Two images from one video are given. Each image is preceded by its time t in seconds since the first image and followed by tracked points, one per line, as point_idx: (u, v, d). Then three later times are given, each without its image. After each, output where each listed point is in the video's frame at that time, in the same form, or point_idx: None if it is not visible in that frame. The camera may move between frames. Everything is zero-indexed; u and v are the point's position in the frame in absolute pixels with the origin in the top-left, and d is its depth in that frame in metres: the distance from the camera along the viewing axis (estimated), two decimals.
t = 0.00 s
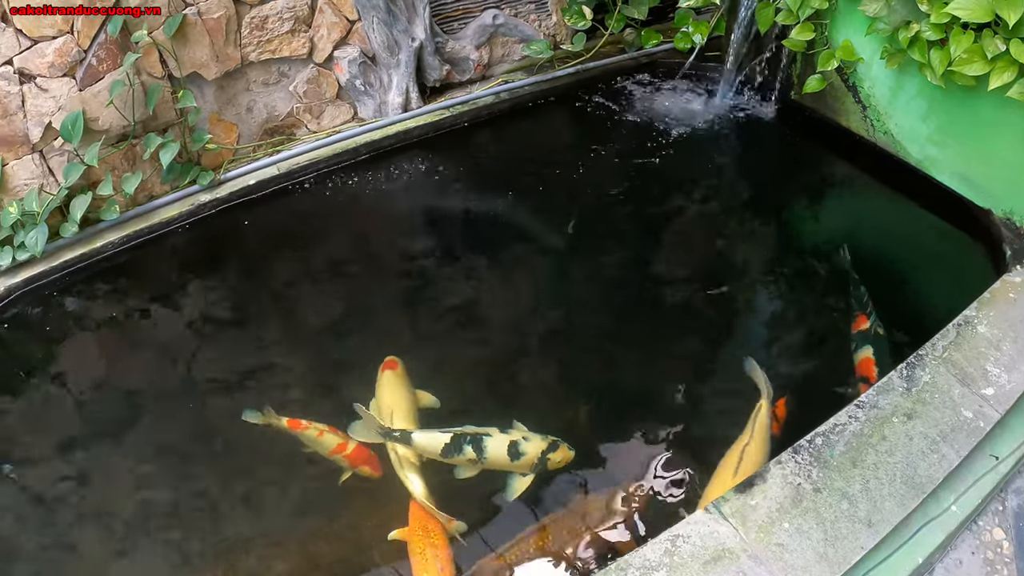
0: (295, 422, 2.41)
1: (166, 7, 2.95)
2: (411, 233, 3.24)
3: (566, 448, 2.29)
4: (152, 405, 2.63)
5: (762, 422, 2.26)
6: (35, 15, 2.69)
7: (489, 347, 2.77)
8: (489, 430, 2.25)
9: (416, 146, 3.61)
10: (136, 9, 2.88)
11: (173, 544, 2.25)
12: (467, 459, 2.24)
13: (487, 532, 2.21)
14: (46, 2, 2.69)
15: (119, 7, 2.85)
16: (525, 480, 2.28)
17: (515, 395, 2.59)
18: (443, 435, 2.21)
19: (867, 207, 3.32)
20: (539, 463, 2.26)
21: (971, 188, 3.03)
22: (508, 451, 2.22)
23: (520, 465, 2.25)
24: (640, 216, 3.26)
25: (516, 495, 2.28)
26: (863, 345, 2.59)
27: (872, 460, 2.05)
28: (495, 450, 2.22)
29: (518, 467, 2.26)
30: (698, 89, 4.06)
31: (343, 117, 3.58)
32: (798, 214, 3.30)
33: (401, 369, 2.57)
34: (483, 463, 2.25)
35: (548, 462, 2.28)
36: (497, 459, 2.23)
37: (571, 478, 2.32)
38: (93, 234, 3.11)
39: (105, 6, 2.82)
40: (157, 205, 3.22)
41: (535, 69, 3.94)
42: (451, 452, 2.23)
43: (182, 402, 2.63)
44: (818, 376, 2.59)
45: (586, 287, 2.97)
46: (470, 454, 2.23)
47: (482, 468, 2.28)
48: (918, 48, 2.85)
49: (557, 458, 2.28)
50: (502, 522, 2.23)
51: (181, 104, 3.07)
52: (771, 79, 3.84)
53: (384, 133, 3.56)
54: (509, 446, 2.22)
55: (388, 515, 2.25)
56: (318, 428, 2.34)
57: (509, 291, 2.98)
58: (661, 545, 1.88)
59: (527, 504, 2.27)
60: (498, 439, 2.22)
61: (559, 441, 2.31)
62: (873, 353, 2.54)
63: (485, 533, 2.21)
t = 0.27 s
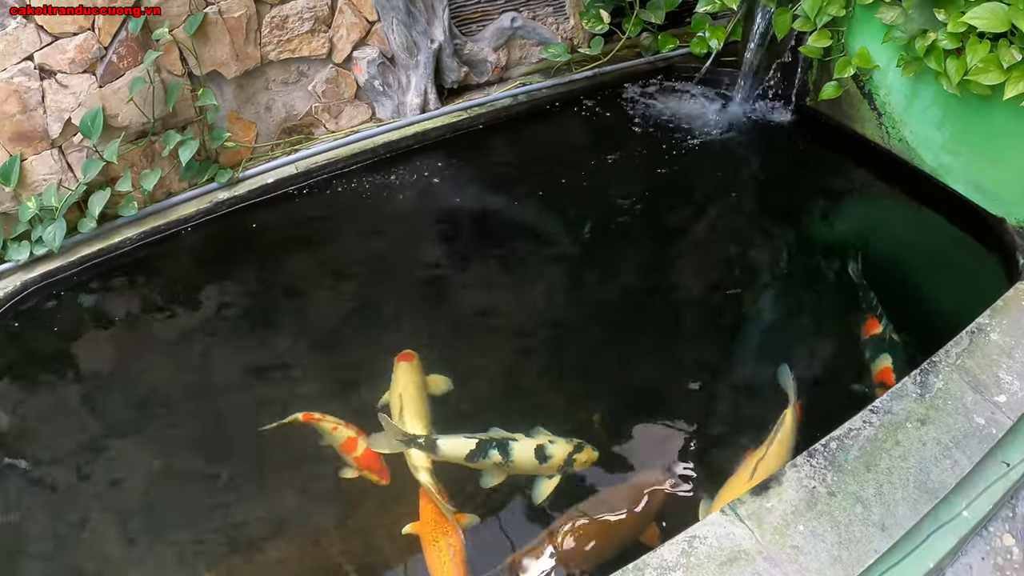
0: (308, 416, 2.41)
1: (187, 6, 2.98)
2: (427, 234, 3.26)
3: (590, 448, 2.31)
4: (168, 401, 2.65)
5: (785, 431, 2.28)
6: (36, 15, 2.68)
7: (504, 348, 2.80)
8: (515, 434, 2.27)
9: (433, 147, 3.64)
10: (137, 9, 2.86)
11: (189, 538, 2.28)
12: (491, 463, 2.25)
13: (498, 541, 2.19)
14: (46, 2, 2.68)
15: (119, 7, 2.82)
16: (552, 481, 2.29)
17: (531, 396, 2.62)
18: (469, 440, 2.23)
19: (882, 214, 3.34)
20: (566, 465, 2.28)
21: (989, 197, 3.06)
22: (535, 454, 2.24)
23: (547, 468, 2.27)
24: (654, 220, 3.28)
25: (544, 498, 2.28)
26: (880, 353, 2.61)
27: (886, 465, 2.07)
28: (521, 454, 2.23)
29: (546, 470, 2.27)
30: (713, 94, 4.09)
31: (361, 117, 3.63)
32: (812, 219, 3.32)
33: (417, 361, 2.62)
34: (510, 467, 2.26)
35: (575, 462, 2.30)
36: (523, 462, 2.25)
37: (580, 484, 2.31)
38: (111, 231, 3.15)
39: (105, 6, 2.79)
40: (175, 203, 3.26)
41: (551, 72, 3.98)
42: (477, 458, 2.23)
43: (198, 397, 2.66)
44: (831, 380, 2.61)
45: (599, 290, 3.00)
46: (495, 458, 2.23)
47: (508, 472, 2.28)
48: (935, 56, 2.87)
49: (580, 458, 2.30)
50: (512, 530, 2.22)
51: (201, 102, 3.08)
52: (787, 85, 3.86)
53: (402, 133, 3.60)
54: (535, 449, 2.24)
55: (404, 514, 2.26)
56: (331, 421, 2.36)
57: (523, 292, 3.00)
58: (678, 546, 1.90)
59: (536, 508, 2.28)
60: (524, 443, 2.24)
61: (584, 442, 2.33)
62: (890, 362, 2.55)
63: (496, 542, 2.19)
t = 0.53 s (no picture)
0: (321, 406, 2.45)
1: (203, 4, 3.00)
2: (438, 233, 3.27)
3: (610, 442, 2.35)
4: (179, 397, 2.67)
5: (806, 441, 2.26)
6: (36, 15, 2.69)
7: (516, 348, 2.81)
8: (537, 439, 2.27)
9: (447, 147, 3.66)
10: (137, 9, 2.86)
11: (199, 533, 2.29)
12: (517, 470, 2.22)
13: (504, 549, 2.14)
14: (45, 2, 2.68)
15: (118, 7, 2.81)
16: (575, 480, 2.28)
17: (544, 397, 2.62)
18: (492, 448, 2.21)
19: (893, 218, 3.35)
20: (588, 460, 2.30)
21: (1002, 203, 3.07)
22: (558, 454, 2.24)
23: (570, 467, 2.27)
24: (665, 222, 3.29)
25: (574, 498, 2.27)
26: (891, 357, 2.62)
27: (899, 468, 2.08)
28: (545, 458, 2.22)
29: (569, 469, 2.27)
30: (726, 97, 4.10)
31: (375, 117, 3.63)
32: (823, 223, 3.33)
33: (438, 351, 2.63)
34: (533, 473, 2.24)
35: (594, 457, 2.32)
36: (547, 465, 2.23)
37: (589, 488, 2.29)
38: (124, 227, 3.16)
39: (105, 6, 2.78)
40: (188, 200, 3.27)
41: (565, 73, 3.98)
42: (500, 466, 2.21)
43: (210, 394, 2.67)
44: (842, 383, 2.61)
45: (610, 291, 3.01)
46: (519, 464, 2.21)
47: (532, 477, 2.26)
48: (948, 61, 2.88)
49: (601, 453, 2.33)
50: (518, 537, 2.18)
51: (215, 100, 3.10)
52: (799, 89, 3.87)
53: (416, 133, 3.61)
54: (558, 449, 2.26)
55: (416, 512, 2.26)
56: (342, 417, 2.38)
57: (534, 293, 3.01)
58: (692, 547, 1.91)
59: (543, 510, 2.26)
60: (547, 447, 2.24)
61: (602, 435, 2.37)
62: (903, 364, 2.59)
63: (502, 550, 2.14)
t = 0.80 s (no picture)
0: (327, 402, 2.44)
1: None
2: (445, 231, 3.27)
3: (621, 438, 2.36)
4: (184, 391, 2.67)
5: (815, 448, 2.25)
6: (36, 15, 2.68)
7: (522, 347, 2.81)
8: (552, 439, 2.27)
9: (455, 145, 3.66)
10: (137, 9, 2.84)
11: (203, 527, 2.29)
12: (535, 472, 2.22)
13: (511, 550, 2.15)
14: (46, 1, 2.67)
15: (117, 7, 2.79)
16: (593, 476, 2.29)
17: (549, 396, 2.63)
18: (509, 454, 2.21)
19: (899, 221, 3.35)
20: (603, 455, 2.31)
21: (1008, 207, 3.06)
22: (574, 453, 2.24)
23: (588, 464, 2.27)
24: (671, 223, 3.29)
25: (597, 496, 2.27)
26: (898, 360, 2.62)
27: (904, 471, 2.08)
28: (563, 457, 2.22)
29: (586, 465, 2.28)
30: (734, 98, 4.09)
31: (382, 114, 3.62)
32: (830, 225, 3.32)
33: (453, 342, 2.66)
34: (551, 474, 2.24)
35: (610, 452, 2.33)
36: (564, 464, 2.23)
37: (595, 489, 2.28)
38: (131, 221, 3.17)
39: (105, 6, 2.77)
40: (195, 195, 3.28)
41: (573, 72, 3.98)
42: (518, 470, 2.21)
43: (215, 389, 2.68)
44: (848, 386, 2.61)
45: (616, 291, 3.01)
46: (537, 466, 2.21)
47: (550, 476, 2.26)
48: (958, 64, 2.87)
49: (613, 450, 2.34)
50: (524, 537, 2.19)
51: (223, 95, 3.11)
52: (808, 91, 3.86)
53: (423, 131, 3.61)
54: (574, 446, 2.25)
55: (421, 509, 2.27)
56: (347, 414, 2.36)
57: (539, 292, 3.01)
58: (697, 547, 1.91)
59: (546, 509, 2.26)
60: (563, 446, 2.24)
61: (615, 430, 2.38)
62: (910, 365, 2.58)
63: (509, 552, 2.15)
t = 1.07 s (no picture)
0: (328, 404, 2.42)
1: None
2: (445, 230, 3.27)
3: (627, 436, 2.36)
4: (183, 388, 2.67)
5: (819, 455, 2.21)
6: (35, 15, 2.69)
7: (522, 347, 2.80)
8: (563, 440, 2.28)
9: (457, 144, 3.65)
10: (137, 9, 2.83)
11: (200, 525, 2.29)
12: (549, 472, 2.22)
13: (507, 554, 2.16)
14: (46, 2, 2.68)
15: (117, 7, 2.79)
16: (602, 475, 2.29)
17: (549, 397, 2.62)
18: (522, 458, 2.20)
19: (903, 224, 3.33)
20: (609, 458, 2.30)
21: (1013, 212, 3.06)
22: (585, 453, 2.25)
23: (597, 463, 2.28)
24: (673, 224, 3.28)
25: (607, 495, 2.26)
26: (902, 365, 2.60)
27: (903, 477, 2.07)
28: (575, 458, 2.23)
29: (595, 464, 2.28)
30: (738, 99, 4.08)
31: (385, 112, 3.64)
32: (834, 228, 3.30)
33: (460, 335, 2.68)
34: (563, 473, 2.25)
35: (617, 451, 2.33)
36: (575, 463, 2.24)
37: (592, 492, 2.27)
38: (133, 217, 3.17)
39: (105, 6, 2.77)
40: (197, 191, 3.28)
41: (577, 72, 3.98)
42: (532, 472, 2.20)
43: (214, 386, 2.68)
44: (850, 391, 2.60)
45: (617, 292, 3.00)
46: (551, 465, 2.21)
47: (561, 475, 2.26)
48: (963, 68, 2.85)
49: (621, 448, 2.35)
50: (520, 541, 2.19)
51: (226, 92, 3.11)
52: (812, 92, 3.85)
53: (426, 129, 3.60)
54: (584, 446, 2.26)
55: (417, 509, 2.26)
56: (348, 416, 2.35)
57: (540, 292, 3.00)
58: (693, 552, 1.90)
59: (542, 512, 2.26)
60: (574, 446, 2.24)
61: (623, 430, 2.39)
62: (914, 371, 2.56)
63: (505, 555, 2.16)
